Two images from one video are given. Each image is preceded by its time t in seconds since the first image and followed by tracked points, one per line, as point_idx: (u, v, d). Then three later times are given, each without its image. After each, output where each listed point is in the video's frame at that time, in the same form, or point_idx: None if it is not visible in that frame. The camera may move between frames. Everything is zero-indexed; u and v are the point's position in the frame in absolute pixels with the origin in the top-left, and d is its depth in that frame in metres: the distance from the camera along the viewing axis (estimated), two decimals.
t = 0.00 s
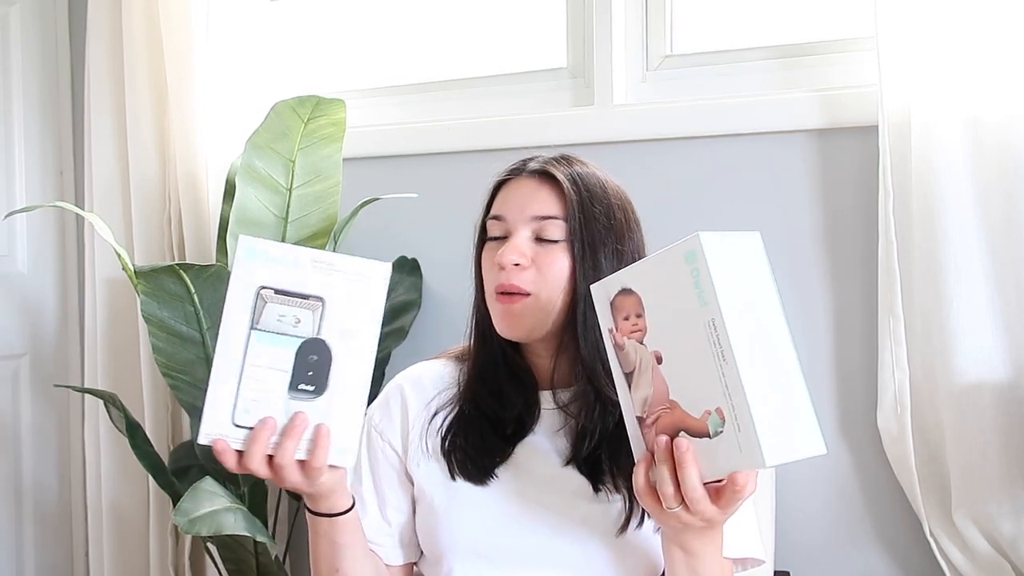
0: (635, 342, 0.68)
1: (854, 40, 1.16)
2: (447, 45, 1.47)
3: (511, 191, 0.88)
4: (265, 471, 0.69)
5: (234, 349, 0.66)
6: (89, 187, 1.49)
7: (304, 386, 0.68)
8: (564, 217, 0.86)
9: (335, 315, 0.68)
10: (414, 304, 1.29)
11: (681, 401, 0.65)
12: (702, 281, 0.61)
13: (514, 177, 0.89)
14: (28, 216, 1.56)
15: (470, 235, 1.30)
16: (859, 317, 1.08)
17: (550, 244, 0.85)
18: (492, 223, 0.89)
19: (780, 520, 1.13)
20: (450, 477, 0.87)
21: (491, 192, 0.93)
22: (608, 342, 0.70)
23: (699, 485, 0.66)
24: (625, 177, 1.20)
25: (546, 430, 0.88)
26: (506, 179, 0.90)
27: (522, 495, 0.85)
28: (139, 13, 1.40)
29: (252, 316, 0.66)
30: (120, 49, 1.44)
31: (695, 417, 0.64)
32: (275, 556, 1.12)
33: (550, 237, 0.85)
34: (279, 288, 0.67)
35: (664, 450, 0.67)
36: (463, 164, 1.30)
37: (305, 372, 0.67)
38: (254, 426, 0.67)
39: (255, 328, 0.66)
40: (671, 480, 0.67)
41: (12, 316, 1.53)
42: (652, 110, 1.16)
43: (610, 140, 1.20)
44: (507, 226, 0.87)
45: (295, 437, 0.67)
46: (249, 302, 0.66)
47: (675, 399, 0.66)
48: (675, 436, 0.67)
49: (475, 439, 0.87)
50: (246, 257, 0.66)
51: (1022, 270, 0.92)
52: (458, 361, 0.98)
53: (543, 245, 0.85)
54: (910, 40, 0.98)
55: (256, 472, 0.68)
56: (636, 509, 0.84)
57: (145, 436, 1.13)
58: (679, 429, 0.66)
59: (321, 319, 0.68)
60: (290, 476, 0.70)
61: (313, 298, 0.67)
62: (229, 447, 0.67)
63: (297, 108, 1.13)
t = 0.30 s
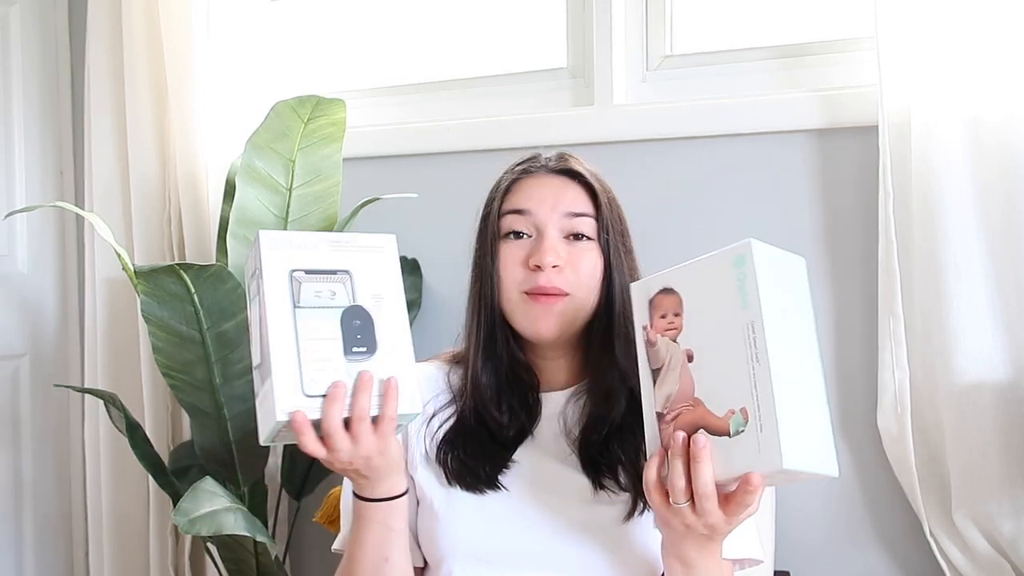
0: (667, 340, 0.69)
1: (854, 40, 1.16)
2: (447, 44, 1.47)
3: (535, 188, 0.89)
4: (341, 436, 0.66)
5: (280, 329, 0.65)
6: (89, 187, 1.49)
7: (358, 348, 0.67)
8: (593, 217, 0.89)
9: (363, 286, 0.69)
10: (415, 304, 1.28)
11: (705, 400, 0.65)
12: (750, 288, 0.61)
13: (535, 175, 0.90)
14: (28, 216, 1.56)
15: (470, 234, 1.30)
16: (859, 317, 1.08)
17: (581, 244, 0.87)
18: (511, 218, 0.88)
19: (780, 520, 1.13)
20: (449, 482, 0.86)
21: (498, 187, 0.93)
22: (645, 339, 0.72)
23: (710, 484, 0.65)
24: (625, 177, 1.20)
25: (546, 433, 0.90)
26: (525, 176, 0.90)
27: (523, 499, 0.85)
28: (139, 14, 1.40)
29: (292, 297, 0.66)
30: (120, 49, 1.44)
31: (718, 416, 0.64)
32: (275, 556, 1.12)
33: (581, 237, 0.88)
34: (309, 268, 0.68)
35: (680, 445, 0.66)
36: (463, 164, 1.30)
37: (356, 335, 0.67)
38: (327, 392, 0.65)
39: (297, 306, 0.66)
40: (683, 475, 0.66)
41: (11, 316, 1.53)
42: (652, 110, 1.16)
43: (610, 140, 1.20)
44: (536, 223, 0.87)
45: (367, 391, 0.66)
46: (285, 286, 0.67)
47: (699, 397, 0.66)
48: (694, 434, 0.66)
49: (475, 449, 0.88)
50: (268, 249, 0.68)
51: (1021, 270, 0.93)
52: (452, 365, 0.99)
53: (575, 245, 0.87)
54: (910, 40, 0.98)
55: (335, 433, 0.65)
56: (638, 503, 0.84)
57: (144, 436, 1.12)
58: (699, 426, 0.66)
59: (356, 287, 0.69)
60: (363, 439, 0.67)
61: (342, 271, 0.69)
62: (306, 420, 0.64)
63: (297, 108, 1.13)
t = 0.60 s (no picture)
0: (699, 340, 0.69)
1: (854, 40, 1.16)
2: (447, 44, 1.47)
3: (539, 192, 0.89)
4: (391, 453, 0.70)
5: (311, 346, 0.67)
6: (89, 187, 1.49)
7: (389, 359, 0.70)
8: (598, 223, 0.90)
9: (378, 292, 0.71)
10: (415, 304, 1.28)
11: (709, 410, 0.66)
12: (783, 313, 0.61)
13: (541, 178, 0.90)
14: (28, 216, 1.57)
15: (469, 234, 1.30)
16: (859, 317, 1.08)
17: (586, 248, 0.89)
18: (517, 221, 0.89)
19: (779, 519, 1.13)
20: (447, 482, 0.87)
21: (500, 189, 0.93)
22: (682, 332, 0.72)
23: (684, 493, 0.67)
24: (625, 177, 1.20)
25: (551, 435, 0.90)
26: (531, 179, 0.90)
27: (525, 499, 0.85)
28: (139, 14, 1.40)
29: (317, 314, 0.68)
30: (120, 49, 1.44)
31: (714, 431, 0.65)
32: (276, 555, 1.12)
33: (587, 242, 0.89)
34: (326, 283, 0.70)
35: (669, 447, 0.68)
36: (463, 164, 1.30)
37: (384, 346, 0.70)
38: (375, 412, 0.69)
39: (325, 325, 0.68)
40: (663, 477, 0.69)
41: (11, 316, 1.53)
42: (652, 110, 1.16)
43: (610, 140, 1.20)
44: (542, 229, 0.88)
45: (410, 407, 0.70)
46: (307, 304, 0.68)
47: (705, 406, 0.67)
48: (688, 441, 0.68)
49: (476, 451, 0.88)
50: (283, 268, 0.69)
51: (1022, 270, 0.93)
52: (455, 365, 1.00)
53: (581, 250, 0.88)
54: (910, 40, 0.98)
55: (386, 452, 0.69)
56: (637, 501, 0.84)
57: (144, 436, 1.12)
58: (694, 434, 0.67)
59: (374, 297, 0.71)
60: (410, 454, 0.71)
61: (355, 282, 0.71)
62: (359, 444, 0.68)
63: (297, 108, 1.13)
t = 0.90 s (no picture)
0: (686, 364, 0.67)
1: (854, 40, 1.16)
2: (447, 44, 1.47)
3: (543, 190, 0.89)
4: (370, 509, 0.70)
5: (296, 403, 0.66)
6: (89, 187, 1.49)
7: (382, 415, 0.69)
8: (601, 222, 0.89)
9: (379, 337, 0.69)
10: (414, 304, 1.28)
11: (733, 436, 0.67)
12: (791, 333, 0.62)
13: (543, 178, 0.90)
14: (29, 216, 1.57)
15: (470, 235, 1.31)
16: (859, 318, 1.08)
17: (590, 247, 0.88)
18: (520, 221, 0.89)
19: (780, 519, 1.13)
20: (451, 488, 0.87)
21: (504, 188, 0.93)
22: (658, 359, 0.69)
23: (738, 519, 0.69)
24: (625, 177, 1.20)
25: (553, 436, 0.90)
26: (533, 179, 0.90)
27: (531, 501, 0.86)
28: (139, 14, 1.40)
29: (309, 368, 0.66)
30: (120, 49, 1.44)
31: (749, 458, 0.66)
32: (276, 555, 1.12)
33: (589, 241, 0.88)
34: (324, 332, 0.67)
35: (705, 480, 0.68)
36: (463, 164, 1.30)
37: (379, 401, 0.69)
38: (352, 472, 0.68)
39: (315, 379, 0.67)
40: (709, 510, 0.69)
41: (11, 315, 1.53)
42: (652, 110, 1.16)
43: (610, 140, 1.20)
44: (545, 228, 0.88)
45: (394, 467, 0.69)
46: (299, 357, 0.66)
47: (726, 432, 0.67)
48: (719, 468, 0.68)
49: (477, 453, 0.89)
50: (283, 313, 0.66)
51: (1021, 270, 0.93)
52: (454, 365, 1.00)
53: (584, 248, 0.88)
54: (910, 40, 0.98)
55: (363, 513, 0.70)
56: (639, 504, 0.85)
57: (144, 436, 1.12)
58: (725, 463, 0.68)
59: (372, 348, 0.68)
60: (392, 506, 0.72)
61: (360, 328, 0.68)
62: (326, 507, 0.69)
63: (297, 108, 1.12)
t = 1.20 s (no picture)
0: (671, 390, 0.67)
1: (854, 40, 1.16)
2: (447, 44, 1.47)
3: (553, 192, 0.98)
4: None
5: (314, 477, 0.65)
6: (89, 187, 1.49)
7: (401, 488, 0.70)
8: (609, 225, 0.96)
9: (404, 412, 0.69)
10: (414, 304, 1.29)
11: (725, 453, 0.67)
12: (782, 361, 0.61)
13: (553, 179, 0.98)
14: (29, 216, 1.57)
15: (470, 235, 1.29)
16: (859, 318, 1.08)
17: (597, 250, 0.96)
18: (532, 222, 0.97)
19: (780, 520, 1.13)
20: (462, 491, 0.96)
21: (513, 186, 1.02)
22: (644, 387, 0.69)
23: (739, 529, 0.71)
24: (625, 177, 1.19)
25: (549, 436, 0.98)
26: (545, 180, 0.99)
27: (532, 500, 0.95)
28: (139, 14, 1.40)
29: (334, 448, 0.66)
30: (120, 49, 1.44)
31: (745, 472, 0.67)
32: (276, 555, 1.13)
33: (597, 244, 0.96)
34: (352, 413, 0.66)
35: (704, 489, 0.70)
36: (463, 164, 1.30)
37: (401, 473, 0.69)
38: (370, 544, 0.70)
39: (338, 460, 0.66)
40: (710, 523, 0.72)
41: (11, 316, 1.54)
42: (652, 110, 1.16)
43: (610, 140, 1.19)
44: (556, 230, 0.96)
45: (410, 539, 0.72)
46: (326, 437, 0.65)
47: (718, 450, 0.68)
48: (713, 479, 0.70)
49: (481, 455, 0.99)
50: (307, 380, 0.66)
51: (1021, 270, 0.93)
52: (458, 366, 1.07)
53: (593, 251, 0.96)
54: (910, 40, 0.98)
55: None
56: (636, 503, 0.92)
57: (144, 436, 1.12)
58: (718, 474, 0.69)
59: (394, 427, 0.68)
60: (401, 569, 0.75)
61: (388, 407, 0.68)
62: None
63: (297, 108, 1.12)
